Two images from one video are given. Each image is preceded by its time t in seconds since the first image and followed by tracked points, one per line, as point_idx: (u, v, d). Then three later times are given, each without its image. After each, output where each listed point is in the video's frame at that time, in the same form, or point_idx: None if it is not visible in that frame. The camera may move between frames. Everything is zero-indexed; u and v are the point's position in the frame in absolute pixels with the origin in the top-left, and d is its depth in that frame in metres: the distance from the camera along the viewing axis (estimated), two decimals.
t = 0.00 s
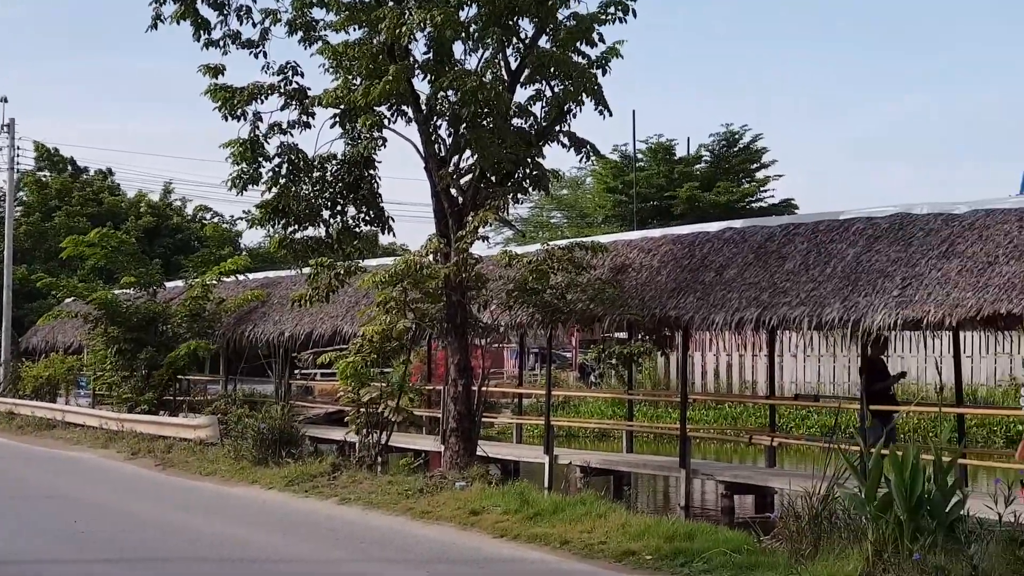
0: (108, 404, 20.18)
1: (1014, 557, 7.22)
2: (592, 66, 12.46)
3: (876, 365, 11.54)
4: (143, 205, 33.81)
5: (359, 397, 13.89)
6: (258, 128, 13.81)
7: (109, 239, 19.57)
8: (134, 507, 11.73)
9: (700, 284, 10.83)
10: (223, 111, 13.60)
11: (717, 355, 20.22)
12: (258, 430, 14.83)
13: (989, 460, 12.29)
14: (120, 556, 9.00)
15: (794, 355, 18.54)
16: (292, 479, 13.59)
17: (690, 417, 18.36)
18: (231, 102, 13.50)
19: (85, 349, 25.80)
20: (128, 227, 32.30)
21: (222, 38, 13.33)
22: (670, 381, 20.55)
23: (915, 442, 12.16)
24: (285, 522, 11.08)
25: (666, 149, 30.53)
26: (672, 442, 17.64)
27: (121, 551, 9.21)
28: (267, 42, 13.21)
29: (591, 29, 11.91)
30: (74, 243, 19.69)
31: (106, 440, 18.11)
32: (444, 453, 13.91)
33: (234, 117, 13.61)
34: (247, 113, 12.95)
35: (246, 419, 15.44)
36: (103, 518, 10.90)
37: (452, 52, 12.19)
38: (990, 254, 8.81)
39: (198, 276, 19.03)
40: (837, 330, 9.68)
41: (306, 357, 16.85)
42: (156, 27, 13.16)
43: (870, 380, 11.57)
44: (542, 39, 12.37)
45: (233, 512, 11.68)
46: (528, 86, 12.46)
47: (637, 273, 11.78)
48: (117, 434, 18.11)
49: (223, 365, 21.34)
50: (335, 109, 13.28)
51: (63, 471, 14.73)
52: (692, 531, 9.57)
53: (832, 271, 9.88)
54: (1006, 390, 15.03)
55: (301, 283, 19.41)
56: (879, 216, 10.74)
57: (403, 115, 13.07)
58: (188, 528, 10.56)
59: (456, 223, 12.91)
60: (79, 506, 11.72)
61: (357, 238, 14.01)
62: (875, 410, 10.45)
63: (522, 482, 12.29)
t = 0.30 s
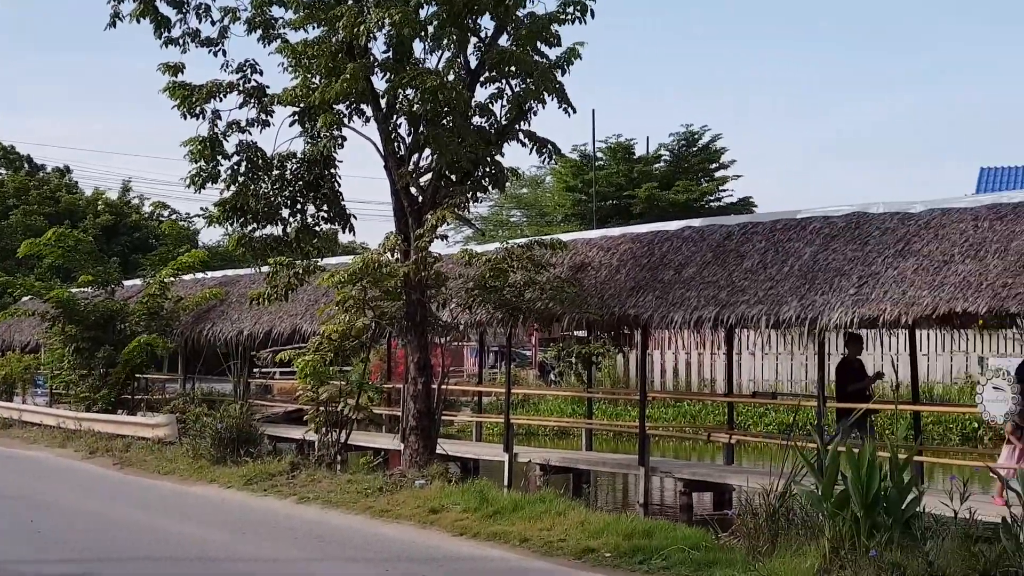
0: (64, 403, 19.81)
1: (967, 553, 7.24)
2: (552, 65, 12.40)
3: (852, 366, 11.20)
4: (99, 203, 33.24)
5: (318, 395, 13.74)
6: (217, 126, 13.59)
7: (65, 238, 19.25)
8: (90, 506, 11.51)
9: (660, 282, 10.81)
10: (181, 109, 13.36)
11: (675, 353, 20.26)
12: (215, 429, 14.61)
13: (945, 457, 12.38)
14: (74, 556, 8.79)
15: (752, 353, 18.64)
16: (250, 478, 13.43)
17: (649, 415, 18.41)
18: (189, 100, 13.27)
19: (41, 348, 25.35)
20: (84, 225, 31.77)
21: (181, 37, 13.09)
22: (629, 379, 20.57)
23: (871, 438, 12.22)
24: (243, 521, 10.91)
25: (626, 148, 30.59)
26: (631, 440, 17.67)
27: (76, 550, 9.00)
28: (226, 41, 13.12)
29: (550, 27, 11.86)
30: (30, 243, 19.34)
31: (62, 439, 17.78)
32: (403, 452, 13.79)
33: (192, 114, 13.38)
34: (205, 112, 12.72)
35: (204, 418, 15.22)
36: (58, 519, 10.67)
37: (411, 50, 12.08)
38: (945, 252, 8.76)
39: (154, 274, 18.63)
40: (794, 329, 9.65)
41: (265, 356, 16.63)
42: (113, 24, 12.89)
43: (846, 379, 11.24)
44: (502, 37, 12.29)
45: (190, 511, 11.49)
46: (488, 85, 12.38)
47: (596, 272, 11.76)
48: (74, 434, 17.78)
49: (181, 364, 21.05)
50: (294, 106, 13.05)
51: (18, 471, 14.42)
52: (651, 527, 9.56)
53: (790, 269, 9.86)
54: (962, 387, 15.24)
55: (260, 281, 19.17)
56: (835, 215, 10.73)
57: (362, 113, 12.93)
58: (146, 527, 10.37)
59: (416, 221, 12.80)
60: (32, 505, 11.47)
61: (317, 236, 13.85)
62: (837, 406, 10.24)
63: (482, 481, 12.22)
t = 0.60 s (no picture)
0: (15, 398, 19.42)
1: (920, 545, 7.25)
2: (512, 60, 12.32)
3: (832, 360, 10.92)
4: (51, 196, 32.60)
5: (274, 390, 13.58)
6: (172, 119, 13.34)
7: (17, 232, 19.07)
8: (40, 502, 11.26)
9: (618, 278, 10.77)
10: (136, 103, 13.09)
11: (632, 347, 20.25)
12: (170, 424, 14.38)
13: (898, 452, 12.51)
14: (25, 552, 8.59)
15: (709, 348, 18.74)
16: (206, 473, 13.27)
17: (607, 410, 18.42)
18: (144, 93, 13.02)
19: None
20: (37, 217, 31.13)
21: (136, 29, 12.85)
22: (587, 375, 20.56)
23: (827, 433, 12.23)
24: (198, 517, 10.75)
25: (584, 142, 30.59)
26: (588, 435, 17.69)
27: (26, 547, 8.80)
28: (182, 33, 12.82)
29: (510, 21, 11.78)
30: None
31: (14, 434, 17.43)
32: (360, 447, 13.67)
33: (147, 108, 13.12)
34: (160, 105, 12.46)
35: (160, 412, 15.00)
36: (8, 515, 10.43)
37: (368, 44, 11.96)
38: (900, 248, 8.74)
39: (108, 267, 18.34)
40: (752, 325, 9.62)
41: (221, 350, 16.40)
42: (66, 15, 12.62)
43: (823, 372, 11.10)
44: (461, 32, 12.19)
45: (143, 506, 11.30)
46: (446, 79, 12.26)
47: (554, 267, 11.72)
48: (26, 429, 17.44)
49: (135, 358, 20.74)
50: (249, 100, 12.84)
51: None
52: (608, 521, 9.54)
53: (747, 265, 9.82)
54: (916, 381, 15.45)
55: (216, 275, 18.90)
56: (792, 211, 10.72)
57: (319, 106, 12.76)
58: (100, 522, 10.17)
59: (373, 216, 12.68)
60: None
61: (273, 231, 13.56)
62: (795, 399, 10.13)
63: (439, 475, 12.12)
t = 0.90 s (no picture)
0: None
1: (869, 539, 7.29)
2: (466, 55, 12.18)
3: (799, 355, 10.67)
4: None
5: (226, 386, 13.32)
6: (122, 114, 13.05)
7: None
8: None
9: (572, 273, 10.69)
10: (86, 96, 12.78)
11: (586, 342, 20.19)
12: (121, 420, 14.07)
13: (850, 446, 12.54)
14: None
15: (663, 343, 18.75)
16: (157, 469, 13.03)
17: (561, 405, 18.38)
18: (94, 86, 12.70)
19: None
20: None
21: (85, 21, 12.53)
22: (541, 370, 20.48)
23: (779, 427, 12.25)
24: (148, 513, 10.52)
25: (538, 137, 30.51)
26: (542, 430, 17.62)
27: None
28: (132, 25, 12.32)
29: (465, 16, 11.64)
30: None
31: None
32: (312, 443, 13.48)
33: (97, 101, 12.80)
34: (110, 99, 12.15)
35: (110, 408, 14.69)
36: None
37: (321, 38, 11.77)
38: (851, 243, 8.72)
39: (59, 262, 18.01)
40: (704, 320, 9.57)
41: (171, 346, 16.08)
42: (13, 7, 12.29)
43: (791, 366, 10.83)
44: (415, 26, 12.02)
45: (93, 503, 11.05)
46: (399, 74, 12.09)
47: (508, 262, 11.64)
48: None
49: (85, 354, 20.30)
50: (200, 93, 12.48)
51: None
52: (563, 516, 9.48)
53: (700, 260, 9.76)
54: (867, 376, 15.60)
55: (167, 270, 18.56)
56: (744, 206, 10.67)
57: (271, 100, 12.52)
58: (46, 520, 9.90)
59: (326, 211, 12.48)
60: None
61: (225, 225, 13.33)
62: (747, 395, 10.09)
63: (392, 471, 11.97)
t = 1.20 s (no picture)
0: None
1: (824, 539, 7.30)
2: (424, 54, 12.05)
3: (772, 354, 10.35)
4: None
5: (179, 387, 13.09)
6: (76, 113, 12.78)
7: None
8: None
9: (528, 273, 10.62)
10: (39, 95, 12.49)
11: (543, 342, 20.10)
12: (74, 421, 13.79)
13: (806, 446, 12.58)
14: None
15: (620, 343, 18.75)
16: (111, 470, 12.80)
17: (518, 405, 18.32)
18: (48, 85, 12.42)
19: None
20: None
21: (38, 19, 12.26)
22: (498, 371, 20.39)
23: (735, 427, 12.28)
24: (100, 514, 10.31)
25: (496, 137, 30.43)
26: (499, 430, 17.55)
27: None
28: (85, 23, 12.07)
29: (424, 15, 11.48)
30: None
31: None
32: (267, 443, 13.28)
33: (51, 100, 12.51)
34: (65, 98, 11.89)
35: (63, 409, 14.40)
36: None
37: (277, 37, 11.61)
38: (806, 244, 8.73)
39: (12, 263, 17.27)
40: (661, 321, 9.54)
41: (126, 347, 15.80)
42: None
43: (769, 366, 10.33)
44: (373, 24, 11.87)
45: (44, 504, 10.83)
46: (357, 73, 11.94)
47: (465, 262, 11.53)
48: None
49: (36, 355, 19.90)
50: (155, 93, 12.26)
51: None
52: (521, 516, 9.41)
53: (657, 260, 9.72)
54: (822, 377, 15.71)
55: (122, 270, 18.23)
56: (700, 207, 10.59)
57: (227, 99, 12.33)
58: None
59: (281, 210, 12.29)
60: None
61: (180, 225, 13.12)
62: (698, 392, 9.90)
63: (348, 472, 11.83)
